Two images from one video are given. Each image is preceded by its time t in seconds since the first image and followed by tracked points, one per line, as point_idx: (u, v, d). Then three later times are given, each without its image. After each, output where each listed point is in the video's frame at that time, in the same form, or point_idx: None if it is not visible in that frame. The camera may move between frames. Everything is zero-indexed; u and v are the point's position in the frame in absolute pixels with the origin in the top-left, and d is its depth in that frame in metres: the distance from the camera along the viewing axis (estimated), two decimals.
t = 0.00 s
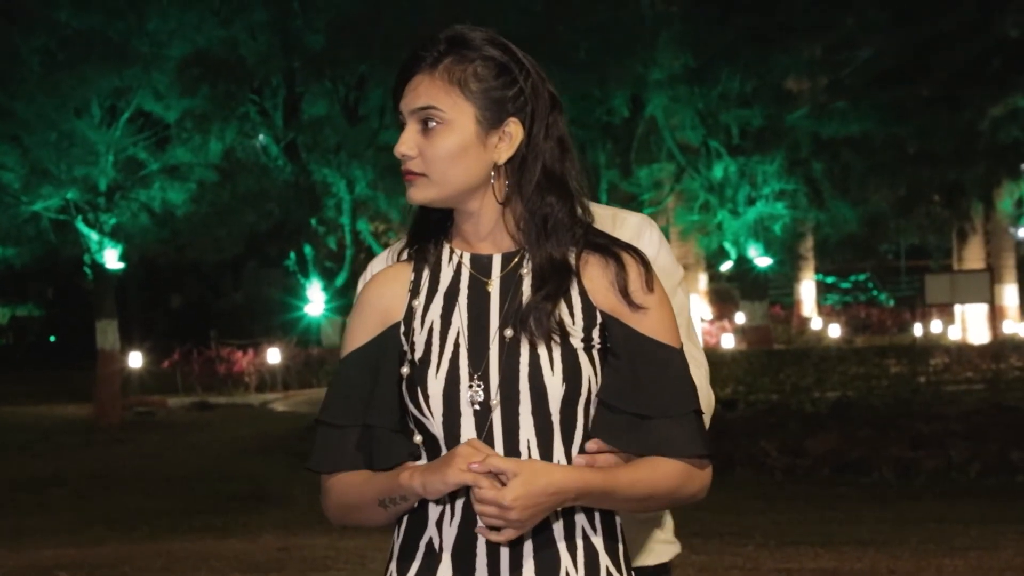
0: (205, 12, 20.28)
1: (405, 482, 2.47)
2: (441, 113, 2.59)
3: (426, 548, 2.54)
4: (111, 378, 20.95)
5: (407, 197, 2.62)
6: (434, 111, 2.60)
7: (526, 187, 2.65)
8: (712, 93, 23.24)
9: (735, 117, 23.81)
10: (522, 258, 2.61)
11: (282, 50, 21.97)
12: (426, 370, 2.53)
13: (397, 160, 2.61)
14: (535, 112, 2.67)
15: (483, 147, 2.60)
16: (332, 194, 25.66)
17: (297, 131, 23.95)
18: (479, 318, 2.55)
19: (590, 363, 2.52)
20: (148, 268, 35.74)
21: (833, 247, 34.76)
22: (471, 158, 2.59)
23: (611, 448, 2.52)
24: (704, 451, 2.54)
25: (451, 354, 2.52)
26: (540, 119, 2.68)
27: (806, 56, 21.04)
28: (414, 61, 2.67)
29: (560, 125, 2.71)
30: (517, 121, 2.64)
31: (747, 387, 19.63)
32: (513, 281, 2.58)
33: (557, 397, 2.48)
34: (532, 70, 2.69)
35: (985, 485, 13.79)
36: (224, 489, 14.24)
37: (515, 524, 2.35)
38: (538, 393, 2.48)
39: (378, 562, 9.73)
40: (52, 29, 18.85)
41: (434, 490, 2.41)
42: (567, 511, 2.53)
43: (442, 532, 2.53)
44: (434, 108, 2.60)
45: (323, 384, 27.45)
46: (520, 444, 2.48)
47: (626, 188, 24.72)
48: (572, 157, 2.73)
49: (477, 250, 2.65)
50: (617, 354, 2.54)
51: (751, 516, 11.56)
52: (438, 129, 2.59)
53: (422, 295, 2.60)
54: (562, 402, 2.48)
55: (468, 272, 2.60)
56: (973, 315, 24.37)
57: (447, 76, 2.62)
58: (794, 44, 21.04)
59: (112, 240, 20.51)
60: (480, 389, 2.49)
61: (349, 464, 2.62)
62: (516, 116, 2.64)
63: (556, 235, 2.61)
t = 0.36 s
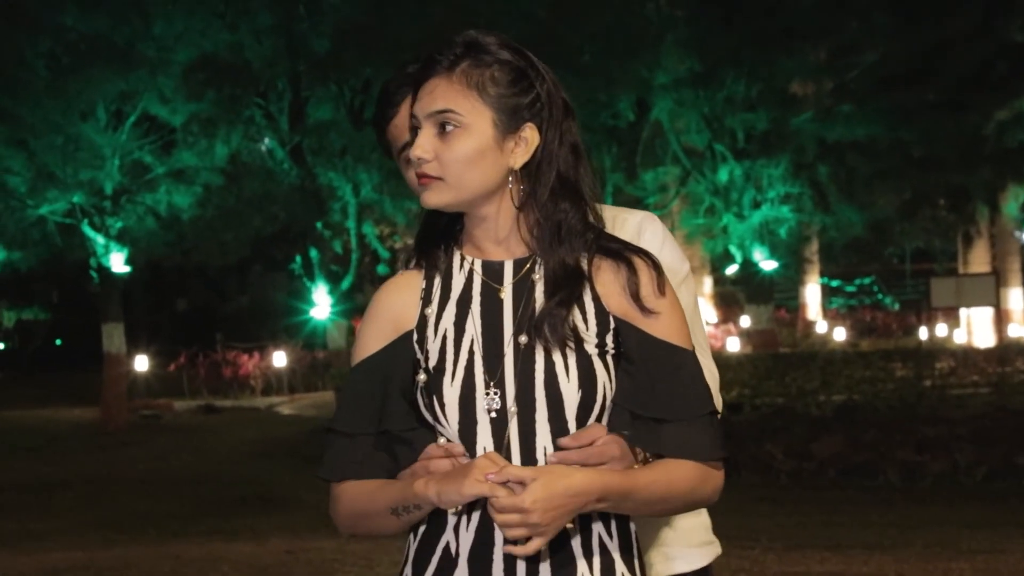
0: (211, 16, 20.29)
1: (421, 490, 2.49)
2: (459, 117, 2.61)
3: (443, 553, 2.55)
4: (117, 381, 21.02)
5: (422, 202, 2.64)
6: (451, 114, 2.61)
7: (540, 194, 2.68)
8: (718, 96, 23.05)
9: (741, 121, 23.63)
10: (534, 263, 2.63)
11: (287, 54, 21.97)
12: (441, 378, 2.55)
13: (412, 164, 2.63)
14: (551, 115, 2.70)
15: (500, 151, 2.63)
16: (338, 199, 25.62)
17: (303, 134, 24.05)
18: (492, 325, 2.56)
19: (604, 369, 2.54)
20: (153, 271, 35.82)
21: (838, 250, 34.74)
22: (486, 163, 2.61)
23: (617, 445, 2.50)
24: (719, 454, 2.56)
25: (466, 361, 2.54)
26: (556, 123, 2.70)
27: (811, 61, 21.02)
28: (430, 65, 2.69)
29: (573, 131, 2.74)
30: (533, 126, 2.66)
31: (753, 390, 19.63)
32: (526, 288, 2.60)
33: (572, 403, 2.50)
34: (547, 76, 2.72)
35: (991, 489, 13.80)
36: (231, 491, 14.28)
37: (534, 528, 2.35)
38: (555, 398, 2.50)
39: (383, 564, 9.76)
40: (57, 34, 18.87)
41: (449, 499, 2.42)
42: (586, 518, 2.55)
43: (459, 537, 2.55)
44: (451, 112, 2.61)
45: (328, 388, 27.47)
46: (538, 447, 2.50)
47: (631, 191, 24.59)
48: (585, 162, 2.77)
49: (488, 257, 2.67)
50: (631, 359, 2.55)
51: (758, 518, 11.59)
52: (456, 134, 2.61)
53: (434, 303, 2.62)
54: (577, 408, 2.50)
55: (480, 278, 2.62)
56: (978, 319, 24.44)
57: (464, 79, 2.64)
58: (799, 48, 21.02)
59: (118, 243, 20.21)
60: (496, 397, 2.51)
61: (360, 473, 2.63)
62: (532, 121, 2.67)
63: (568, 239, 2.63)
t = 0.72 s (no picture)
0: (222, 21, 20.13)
1: (436, 495, 2.49)
2: (527, 114, 2.65)
3: (467, 553, 2.59)
4: (129, 384, 21.09)
5: (479, 197, 2.62)
6: (520, 113, 2.64)
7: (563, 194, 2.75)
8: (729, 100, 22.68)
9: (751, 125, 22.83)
10: (551, 259, 2.66)
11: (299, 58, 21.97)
12: (459, 378, 2.57)
13: (471, 159, 2.63)
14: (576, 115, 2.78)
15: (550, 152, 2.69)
16: (348, 202, 25.67)
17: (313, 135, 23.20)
18: (508, 322, 2.59)
19: (620, 362, 2.58)
20: (164, 274, 35.84)
21: (849, 254, 34.65)
22: (543, 161, 2.66)
23: (604, 436, 2.46)
24: (729, 441, 2.58)
25: (483, 359, 2.57)
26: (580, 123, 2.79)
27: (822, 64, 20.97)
28: (466, 64, 2.71)
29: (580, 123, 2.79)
30: (570, 130, 2.77)
31: (763, 393, 19.60)
32: (540, 284, 2.62)
33: (592, 397, 2.55)
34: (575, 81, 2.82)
35: (1003, 494, 13.76)
36: (242, 494, 14.30)
37: (560, 519, 2.33)
38: (575, 394, 2.54)
39: (392, 568, 9.79)
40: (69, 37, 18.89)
41: (467, 507, 2.43)
42: (606, 510, 2.60)
43: (484, 538, 2.57)
44: (516, 109, 2.64)
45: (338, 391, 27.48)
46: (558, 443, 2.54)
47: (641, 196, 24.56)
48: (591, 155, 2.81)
49: (502, 255, 2.68)
50: (644, 351, 2.58)
51: (768, 522, 11.58)
52: (519, 131, 2.64)
53: (446, 305, 2.63)
54: (598, 402, 2.55)
55: (492, 277, 2.63)
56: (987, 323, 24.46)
57: (514, 77, 2.68)
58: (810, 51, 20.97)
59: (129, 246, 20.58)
60: (518, 393, 2.55)
61: (371, 476, 2.65)
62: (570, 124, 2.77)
63: (586, 232, 2.68)
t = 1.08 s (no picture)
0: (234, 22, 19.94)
1: (466, 493, 2.57)
2: (566, 113, 2.75)
3: (488, 554, 2.70)
4: (144, 385, 21.18)
5: (524, 195, 2.71)
6: (560, 112, 2.75)
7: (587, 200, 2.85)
8: (742, 103, 22.78)
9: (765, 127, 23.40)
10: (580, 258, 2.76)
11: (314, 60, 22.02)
12: (483, 383, 2.65)
13: (518, 154, 2.71)
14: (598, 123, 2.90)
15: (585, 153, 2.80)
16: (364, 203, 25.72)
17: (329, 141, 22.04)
18: (532, 326, 2.68)
19: (645, 365, 2.67)
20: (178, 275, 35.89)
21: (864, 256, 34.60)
22: (577, 160, 2.76)
23: (640, 440, 2.60)
24: (747, 450, 2.71)
25: (508, 362, 2.66)
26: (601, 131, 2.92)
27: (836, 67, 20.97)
28: (496, 62, 2.79)
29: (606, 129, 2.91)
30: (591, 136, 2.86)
31: (778, 395, 19.61)
32: (568, 286, 2.71)
33: (617, 402, 2.64)
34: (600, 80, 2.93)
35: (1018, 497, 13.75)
36: (258, 495, 14.36)
37: (591, 531, 2.43)
38: (600, 396, 2.64)
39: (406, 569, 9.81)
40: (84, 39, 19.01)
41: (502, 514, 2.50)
42: (635, 519, 2.69)
43: (504, 540, 2.69)
44: (557, 108, 2.74)
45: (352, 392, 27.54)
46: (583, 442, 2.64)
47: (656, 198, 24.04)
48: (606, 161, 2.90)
49: (524, 258, 2.77)
50: (668, 355, 2.69)
51: (783, 524, 11.60)
52: (560, 127, 2.74)
53: (471, 308, 2.71)
54: (624, 406, 2.65)
55: (516, 280, 2.72)
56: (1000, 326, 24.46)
57: (548, 77, 2.78)
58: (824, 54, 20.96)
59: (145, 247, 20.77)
60: (542, 396, 2.64)
61: (388, 473, 2.67)
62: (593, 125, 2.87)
63: (609, 237, 2.78)
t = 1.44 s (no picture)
0: (251, 20, 19.96)
1: (510, 495, 2.64)
2: (584, 100, 2.88)
3: (509, 559, 2.82)
4: (160, 385, 21.24)
5: (546, 183, 2.83)
6: (579, 98, 2.87)
7: (615, 200, 2.95)
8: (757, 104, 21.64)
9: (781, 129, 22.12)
10: (611, 258, 2.88)
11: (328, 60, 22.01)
12: (509, 381, 2.76)
13: (539, 142, 2.83)
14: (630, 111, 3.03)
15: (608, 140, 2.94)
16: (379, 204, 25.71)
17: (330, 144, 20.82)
18: (561, 327, 2.79)
19: (672, 372, 2.80)
20: (193, 277, 35.94)
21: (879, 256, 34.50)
22: (598, 146, 2.88)
23: (656, 461, 2.70)
24: (765, 465, 2.84)
25: (535, 361, 2.76)
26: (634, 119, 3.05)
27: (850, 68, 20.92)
28: (517, 54, 2.95)
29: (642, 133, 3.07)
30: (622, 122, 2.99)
31: (793, 396, 19.57)
32: (599, 285, 2.83)
33: (644, 408, 2.76)
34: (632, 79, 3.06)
35: None
36: (273, 495, 14.37)
37: (633, 543, 2.54)
38: (627, 400, 2.76)
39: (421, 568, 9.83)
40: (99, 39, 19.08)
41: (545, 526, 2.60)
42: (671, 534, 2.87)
43: (525, 544, 2.80)
44: (573, 95, 2.87)
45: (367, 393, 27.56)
46: (607, 441, 2.77)
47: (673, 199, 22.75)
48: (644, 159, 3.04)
49: (555, 254, 2.90)
50: (695, 360, 2.82)
51: (799, 524, 11.58)
52: (578, 114, 2.87)
53: (499, 300, 2.82)
54: (649, 412, 2.77)
55: (547, 277, 2.84)
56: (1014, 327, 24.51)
57: (569, 66, 2.91)
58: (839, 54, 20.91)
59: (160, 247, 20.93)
60: (569, 394, 2.76)
61: (414, 466, 2.77)
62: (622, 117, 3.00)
63: (633, 238, 2.91)
